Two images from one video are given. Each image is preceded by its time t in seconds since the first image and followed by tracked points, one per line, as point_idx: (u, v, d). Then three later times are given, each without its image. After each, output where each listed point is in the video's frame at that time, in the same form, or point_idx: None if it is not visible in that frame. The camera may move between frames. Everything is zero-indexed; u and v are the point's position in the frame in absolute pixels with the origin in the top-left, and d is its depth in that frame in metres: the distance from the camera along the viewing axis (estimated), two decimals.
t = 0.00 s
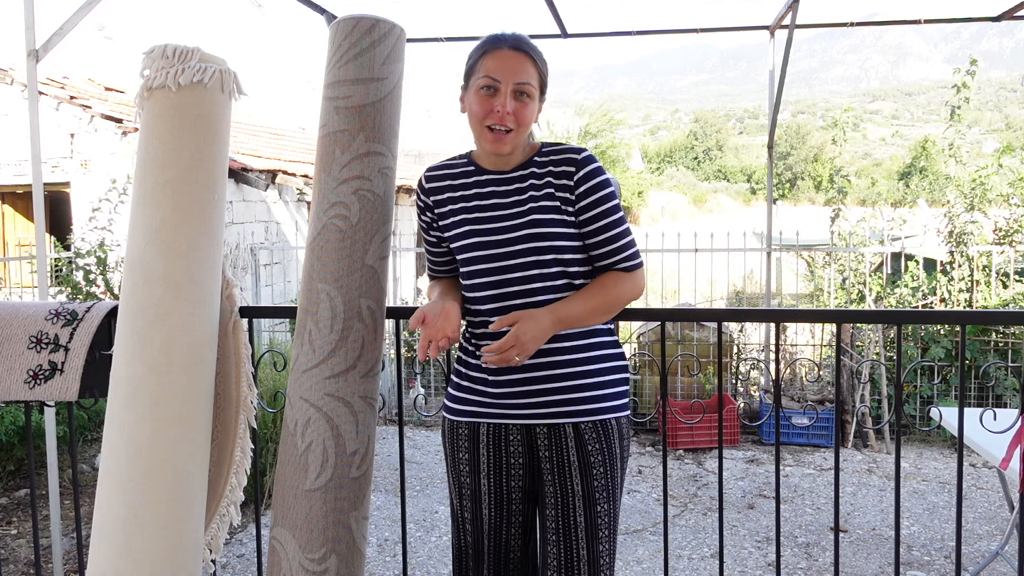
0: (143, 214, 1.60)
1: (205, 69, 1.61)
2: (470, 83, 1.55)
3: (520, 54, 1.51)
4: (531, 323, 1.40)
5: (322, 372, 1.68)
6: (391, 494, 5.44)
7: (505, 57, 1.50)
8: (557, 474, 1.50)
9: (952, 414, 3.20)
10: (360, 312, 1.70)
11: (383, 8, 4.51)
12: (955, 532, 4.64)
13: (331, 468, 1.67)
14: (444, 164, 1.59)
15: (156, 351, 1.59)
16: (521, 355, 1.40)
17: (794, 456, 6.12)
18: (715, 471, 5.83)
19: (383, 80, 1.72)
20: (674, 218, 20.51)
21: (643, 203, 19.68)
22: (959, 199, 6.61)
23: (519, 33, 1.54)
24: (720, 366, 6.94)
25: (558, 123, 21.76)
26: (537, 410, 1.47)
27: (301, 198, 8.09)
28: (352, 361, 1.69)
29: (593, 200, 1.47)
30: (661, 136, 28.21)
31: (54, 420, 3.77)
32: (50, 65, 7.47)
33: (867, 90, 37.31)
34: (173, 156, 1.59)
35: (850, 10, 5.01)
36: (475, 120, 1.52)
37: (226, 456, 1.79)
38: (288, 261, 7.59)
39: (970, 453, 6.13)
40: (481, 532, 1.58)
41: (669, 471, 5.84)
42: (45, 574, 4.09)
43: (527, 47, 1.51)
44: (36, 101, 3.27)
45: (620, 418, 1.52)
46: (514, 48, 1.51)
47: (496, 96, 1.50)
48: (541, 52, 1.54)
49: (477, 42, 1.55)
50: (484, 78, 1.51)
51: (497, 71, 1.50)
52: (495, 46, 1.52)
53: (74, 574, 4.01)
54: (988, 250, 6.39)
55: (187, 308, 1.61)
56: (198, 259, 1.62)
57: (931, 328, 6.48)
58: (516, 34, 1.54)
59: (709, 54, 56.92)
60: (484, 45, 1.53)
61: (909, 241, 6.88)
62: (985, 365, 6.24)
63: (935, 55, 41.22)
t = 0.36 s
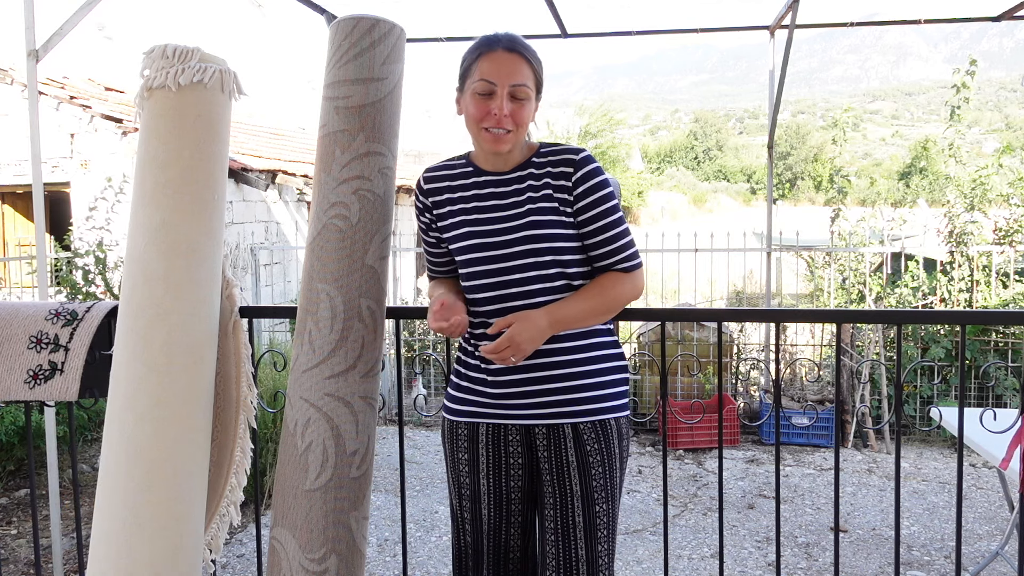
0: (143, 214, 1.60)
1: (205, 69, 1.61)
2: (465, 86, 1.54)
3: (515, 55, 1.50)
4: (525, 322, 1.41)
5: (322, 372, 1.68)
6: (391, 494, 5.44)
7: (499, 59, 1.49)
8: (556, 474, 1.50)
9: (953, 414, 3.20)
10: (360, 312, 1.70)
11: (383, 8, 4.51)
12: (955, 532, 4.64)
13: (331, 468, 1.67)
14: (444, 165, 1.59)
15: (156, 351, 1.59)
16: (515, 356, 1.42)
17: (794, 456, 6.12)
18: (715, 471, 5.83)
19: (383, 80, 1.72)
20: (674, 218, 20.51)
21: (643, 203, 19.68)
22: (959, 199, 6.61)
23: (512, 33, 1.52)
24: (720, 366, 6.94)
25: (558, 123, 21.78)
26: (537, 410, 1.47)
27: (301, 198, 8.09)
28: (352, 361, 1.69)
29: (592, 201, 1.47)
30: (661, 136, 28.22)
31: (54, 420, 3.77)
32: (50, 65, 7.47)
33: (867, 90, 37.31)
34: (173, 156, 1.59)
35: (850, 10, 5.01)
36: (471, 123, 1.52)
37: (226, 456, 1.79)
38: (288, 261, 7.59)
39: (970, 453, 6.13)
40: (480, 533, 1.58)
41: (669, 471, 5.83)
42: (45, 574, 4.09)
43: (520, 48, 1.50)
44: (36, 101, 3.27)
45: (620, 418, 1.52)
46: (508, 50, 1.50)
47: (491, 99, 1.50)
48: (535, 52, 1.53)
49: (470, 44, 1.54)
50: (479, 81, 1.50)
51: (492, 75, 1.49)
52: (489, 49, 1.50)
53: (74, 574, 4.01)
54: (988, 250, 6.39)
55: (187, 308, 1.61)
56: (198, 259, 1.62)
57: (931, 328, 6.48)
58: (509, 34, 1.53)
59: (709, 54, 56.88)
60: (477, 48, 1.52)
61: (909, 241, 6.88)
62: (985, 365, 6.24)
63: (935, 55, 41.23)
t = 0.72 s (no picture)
0: (143, 214, 1.60)
1: (205, 69, 1.61)
2: (462, 85, 1.56)
3: (509, 49, 1.51)
4: (522, 322, 1.42)
5: (322, 372, 1.68)
6: (391, 494, 5.44)
7: (493, 53, 1.51)
8: (556, 474, 1.50)
9: (952, 414, 3.20)
10: (361, 312, 1.70)
11: (383, 8, 4.51)
12: (955, 532, 4.64)
13: (331, 468, 1.67)
14: (445, 165, 1.59)
15: (156, 350, 1.59)
16: (513, 356, 1.44)
17: (794, 456, 6.12)
18: (715, 471, 5.83)
19: (383, 80, 1.72)
20: (674, 218, 20.51)
21: (643, 203, 19.67)
22: (959, 199, 6.62)
23: (506, 31, 1.55)
24: (720, 366, 6.94)
25: (558, 123, 21.79)
26: (537, 410, 1.47)
27: (301, 198, 8.09)
28: (352, 361, 1.69)
29: (592, 201, 1.47)
30: (660, 136, 28.21)
31: (54, 420, 3.77)
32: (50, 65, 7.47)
33: (866, 90, 37.30)
34: (173, 155, 1.59)
35: (850, 10, 5.01)
36: (469, 118, 1.52)
37: (226, 456, 1.79)
38: (288, 261, 7.59)
39: (970, 453, 6.13)
40: (480, 532, 1.58)
41: (669, 471, 5.83)
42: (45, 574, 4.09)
43: (514, 42, 1.52)
44: (36, 101, 3.27)
45: (620, 418, 1.52)
46: (503, 45, 1.52)
47: (487, 91, 1.51)
48: (530, 47, 1.54)
49: (467, 44, 1.57)
50: (474, 76, 1.51)
51: (486, 68, 1.51)
52: (484, 46, 1.53)
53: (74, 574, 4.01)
54: (988, 250, 6.39)
55: (187, 308, 1.61)
56: (198, 259, 1.62)
57: (931, 328, 6.47)
58: (504, 33, 1.55)
59: (709, 54, 56.86)
60: (473, 46, 1.55)
61: (909, 241, 6.88)
62: (985, 365, 6.24)
63: (935, 55, 41.24)
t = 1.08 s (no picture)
0: (143, 214, 1.60)
1: (205, 69, 1.61)
2: (466, 82, 1.56)
3: (512, 46, 1.52)
4: (524, 321, 1.41)
5: (322, 372, 1.68)
6: (391, 494, 5.44)
7: (496, 49, 1.52)
8: (556, 474, 1.50)
9: (952, 414, 3.20)
10: (360, 312, 1.70)
11: (383, 8, 4.51)
12: (955, 532, 4.64)
13: (331, 468, 1.67)
14: (447, 164, 1.59)
15: (156, 351, 1.59)
16: (515, 357, 1.42)
17: (794, 456, 6.12)
18: (715, 471, 5.83)
19: (383, 80, 1.72)
20: (674, 218, 20.51)
21: (643, 203, 19.68)
22: (959, 199, 6.62)
23: (509, 30, 1.56)
24: (720, 366, 6.94)
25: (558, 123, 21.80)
26: (537, 410, 1.47)
27: (301, 198, 8.09)
28: (352, 361, 1.69)
29: (595, 202, 1.47)
30: (660, 136, 28.22)
31: (55, 420, 3.77)
32: (50, 65, 7.47)
33: (866, 90, 37.30)
34: (173, 155, 1.59)
35: (850, 10, 5.01)
36: (472, 114, 1.52)
37: (226, 456, 1.79)
38: (288, 261, 7.59)
39: (970, 453, 6.13)
40: (480, 532, 1.58)
41: (669, 471, 5.83)
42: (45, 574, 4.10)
43: (517, 39, 1.53)
44: (36, 101, 3.27)
45: (620, 418, 1.52)
46: (505, 42, 1.52)
47: (490, 87, 1.51)
48: (534, 45, 1.55)
49: (470, 44, 1.58)
50: (478, 72, 1.52)
51: (490, 64, 1.51)
52: (486, 43, 1.53)
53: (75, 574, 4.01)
54: (988, 250, 6.39)
55: (187, 308, 1.61)
56: (198, 259, 1.62)
57: (931, 328, 6.47)
58: (507, 31, 1.56)
59: (709, 54, 56.86)
60: (476, 45, 1.56)
61: (909, 241, 6.88)
62: (985, 365, 6.23)
63: (935, 55, 41.24)
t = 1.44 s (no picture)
0: (143, 214, 1.60)
1: (205, 69, 1.61)
2: (462, 84, 1.56)
3: (507, 45, 1.51)
4: (526, 320, 1.41)
5: (322, 372, 1.68)
6: (391, 494, 5.44)
7: (491, 50, 1.51)
8: (557, 474, 1.50)
9: (952, 414, 3.20)
10: (360, 312, 1.70)
11: (383, 8, 4.51)
12: (955, 532, 4.64)
13: (331, 468, 1.67)
14: (448, 165, 1.59)
15: (156, 350, 1.59)
16: (516, 355, 1.43)
17: (794, 456, 6.12)
18: (715, 471, 5.83)
19: (383, 80, 1.72)
20: (675, 218, 20.52)
21: (643, 203, 19.68)
22: (959, 199, 6.62)
23: (503, 30, 1.55)
24: (720, 366, 6.94)
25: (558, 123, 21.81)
26: (537, 409, 1.47)
27: (301, 198, 8.09)
28: (352, 361, 1.69)
29: (596, 203, 1.47)
30: (661, 136, 28.24)
31: (55, 420, 3.77)
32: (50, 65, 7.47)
33: (866, 90, 37.30)
34: (173, 155, 1.59)
35: (850, 10, 5.01)
36: (473, 117, 1.52)
37: (226, 456, 1.79)
38: (288, 261, 7.59)
39: (970, 453, 6.13)
40: (480, 532, 1.57)
41: (669, 471, 5.83)
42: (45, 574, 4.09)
43: (512, 38, 1.53)
44: (36, 101, 3.27)
45: (620, 418, 1.52)
46: (499, 42, 1.52)
47: (488, 89, 1.51)
48: (529, 43, 1.54)
49: (464, 46, 1.57)
50: (475, 74, 1.52)
51: (486, 65, 1.51)
52: (481, 44, 1.53)
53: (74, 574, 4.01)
54: (988, 250, 6.39)
55: (187, 308, 1.61)
56: (198, 259, 1.62)
57: (931, 328, 6.47)
58: (501, 31, 1.56)
59: (709, 54, 56.82)
60: (471, 47, 1.55)
61: (909, 241, 6.88)
62: (985, 365, 6.23)
63: (935, 55, 41.24)
